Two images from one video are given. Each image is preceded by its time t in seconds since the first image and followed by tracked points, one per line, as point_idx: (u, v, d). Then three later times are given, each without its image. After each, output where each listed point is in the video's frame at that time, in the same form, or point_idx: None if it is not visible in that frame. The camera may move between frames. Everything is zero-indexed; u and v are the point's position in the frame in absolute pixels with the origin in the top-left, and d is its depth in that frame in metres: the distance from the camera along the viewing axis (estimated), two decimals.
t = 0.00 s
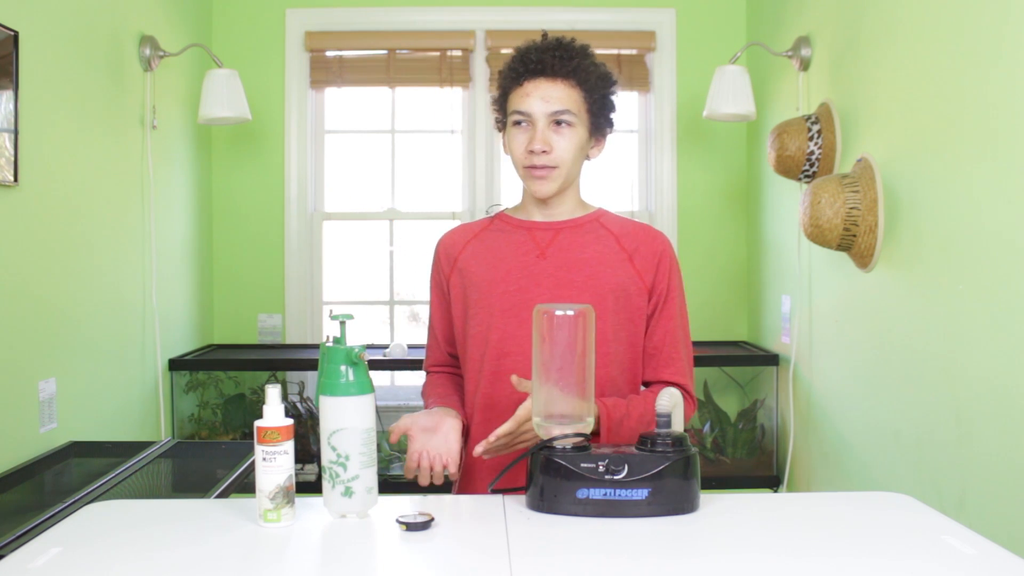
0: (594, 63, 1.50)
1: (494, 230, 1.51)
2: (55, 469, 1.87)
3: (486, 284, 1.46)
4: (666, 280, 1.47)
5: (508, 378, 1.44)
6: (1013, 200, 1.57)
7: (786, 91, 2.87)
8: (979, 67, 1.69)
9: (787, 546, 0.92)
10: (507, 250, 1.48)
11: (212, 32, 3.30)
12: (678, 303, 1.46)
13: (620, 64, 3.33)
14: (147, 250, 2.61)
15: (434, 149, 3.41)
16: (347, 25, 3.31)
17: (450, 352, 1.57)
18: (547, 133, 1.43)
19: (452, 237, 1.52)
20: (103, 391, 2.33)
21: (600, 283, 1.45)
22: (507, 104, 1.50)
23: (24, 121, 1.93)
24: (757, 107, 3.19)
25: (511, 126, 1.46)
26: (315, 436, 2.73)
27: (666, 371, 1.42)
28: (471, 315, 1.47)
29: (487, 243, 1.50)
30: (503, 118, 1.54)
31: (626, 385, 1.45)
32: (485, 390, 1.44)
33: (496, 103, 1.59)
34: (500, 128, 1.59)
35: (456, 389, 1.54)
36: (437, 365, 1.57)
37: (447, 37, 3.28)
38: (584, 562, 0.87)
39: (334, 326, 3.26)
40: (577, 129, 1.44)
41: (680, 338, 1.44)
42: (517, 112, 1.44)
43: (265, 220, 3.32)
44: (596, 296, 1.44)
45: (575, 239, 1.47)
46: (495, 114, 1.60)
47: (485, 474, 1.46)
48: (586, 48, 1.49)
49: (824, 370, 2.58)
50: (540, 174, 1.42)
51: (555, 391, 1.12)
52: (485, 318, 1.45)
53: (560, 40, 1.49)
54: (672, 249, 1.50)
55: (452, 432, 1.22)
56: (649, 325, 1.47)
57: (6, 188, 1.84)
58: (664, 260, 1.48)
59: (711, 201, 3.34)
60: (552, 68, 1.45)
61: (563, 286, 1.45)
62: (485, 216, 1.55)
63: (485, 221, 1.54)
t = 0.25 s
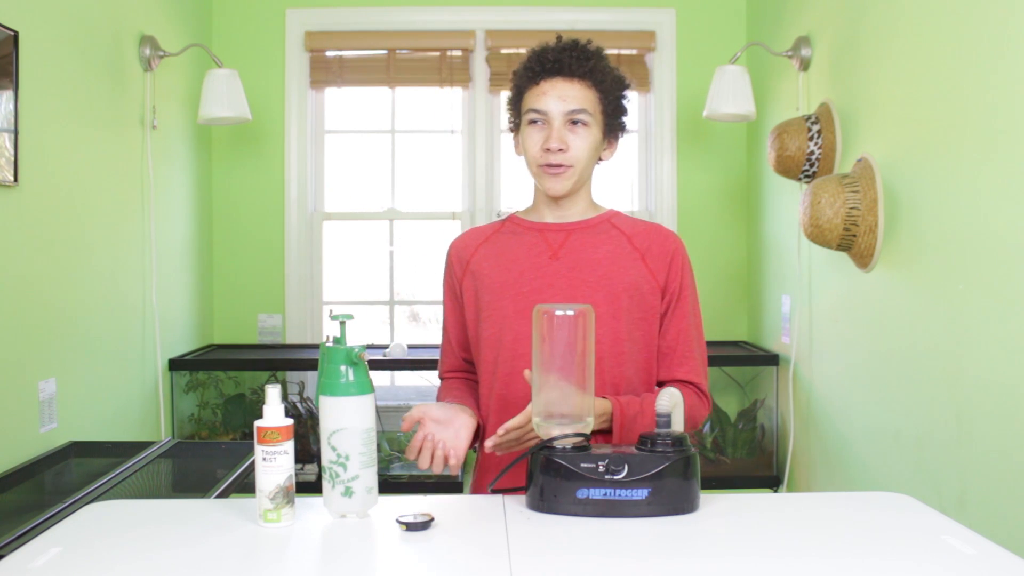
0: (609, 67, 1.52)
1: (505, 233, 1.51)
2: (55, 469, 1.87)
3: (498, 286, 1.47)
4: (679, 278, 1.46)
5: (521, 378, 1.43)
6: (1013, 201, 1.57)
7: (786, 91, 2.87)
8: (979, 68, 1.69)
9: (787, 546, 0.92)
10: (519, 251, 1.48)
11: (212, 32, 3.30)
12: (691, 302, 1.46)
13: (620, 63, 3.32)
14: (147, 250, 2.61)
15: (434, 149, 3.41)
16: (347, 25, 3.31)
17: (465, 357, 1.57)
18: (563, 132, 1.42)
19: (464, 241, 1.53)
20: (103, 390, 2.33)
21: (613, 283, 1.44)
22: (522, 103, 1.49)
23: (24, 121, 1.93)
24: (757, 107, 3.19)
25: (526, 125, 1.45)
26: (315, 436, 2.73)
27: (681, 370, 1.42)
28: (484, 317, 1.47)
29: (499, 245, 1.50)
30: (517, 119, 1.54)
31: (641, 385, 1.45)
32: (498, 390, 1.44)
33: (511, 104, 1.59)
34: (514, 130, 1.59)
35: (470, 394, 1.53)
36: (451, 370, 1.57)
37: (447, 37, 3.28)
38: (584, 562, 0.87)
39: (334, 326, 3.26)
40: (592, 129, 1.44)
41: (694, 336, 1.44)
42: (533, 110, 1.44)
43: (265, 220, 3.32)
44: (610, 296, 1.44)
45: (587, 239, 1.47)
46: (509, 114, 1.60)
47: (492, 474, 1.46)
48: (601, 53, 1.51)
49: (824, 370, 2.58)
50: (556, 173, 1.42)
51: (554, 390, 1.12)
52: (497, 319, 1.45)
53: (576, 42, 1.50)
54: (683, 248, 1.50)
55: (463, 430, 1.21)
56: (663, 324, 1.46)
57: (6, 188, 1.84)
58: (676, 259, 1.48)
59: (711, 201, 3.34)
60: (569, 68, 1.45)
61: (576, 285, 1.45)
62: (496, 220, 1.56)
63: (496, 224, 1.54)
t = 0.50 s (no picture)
0: (615, 67, 1.51)
1: (519, 236, 1.51)
2: (55, 469, 1.87)
3: (513, 289, 1.47)
4: (694, 277, 1.46)
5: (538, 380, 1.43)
6: (1013, 200, 1.57)
7: (786, 91, 2.87)
8: (979, 68, 1.69)
9: (787, 546, 0.92)
10: (533, 254, 1.48)
11: (212, 32, 3.30)
12: (706, 300, 1.46)
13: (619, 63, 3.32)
14: (147, 250, 2.61)
15: (434, 149, 3.41)
16: (347, 25, 3.31)
17: (482, 361, 1.57)
18: (569, 135, 1.42)
19: (478, 245, 1.53)
20: (103, 391, 2.33)
21: (628, 284, 1.44)
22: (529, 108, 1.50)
23: (24, 121, 1.93)
24: (757, 107, 3.19)
25: (533, 129, 1.45)
26: (315, 436, 2.73)
27: (698, 369, 1.41)
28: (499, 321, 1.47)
29: (512, 249, 1.50)
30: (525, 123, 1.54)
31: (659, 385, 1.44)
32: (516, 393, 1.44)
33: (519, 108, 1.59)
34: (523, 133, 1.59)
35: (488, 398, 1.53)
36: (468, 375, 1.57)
37: (446, 37, 3.28)
38: (583, 562, 0.87)
39: (334, 326, 3.26)
40: (599, 131, 1.43)
41: (711, 334, 1.43)
42: (539, 114, 1.44)
43: (265, 220, 3.33)
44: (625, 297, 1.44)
45: (600, 241, 1.47)
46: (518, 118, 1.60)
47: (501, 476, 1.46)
48: (605, 53, 1.50)
49: (824, 370, 2.58)
50: (564, 177, 1.42)
51: (554, 390, 1.13)
52: (512, 322, 1.45)
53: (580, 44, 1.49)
54: (698, 246, 1.49)
55: (480, 430, 1.23)
56: (679, 323, 1.46)
57: (6, 188, 1.84)
58: (690, 257, 1.47)
59: (711, 201, 3.34)
60: (574, 71, 1.45)
61: (591, 287, 1.45)
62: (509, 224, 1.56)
63: (509, 228, 1.54)
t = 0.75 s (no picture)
0: (608, 66, 1.49)
1: (530, 237, 1.52)
2: (54, 469, 1.87)
3: (524, 289, 1.48)
4: (705, 278, 1.46)
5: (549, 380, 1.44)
6: (1013, 200, 1.57)
7: (786, 91, 2.87)
8: (979, 68, 1.69)
9: (787, 546, 0.92)
10: (544, 255, 1.49)
11: (212, 32, 3.30)
12: (717, 300, 1.46)
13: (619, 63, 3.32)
14: (147, 249, 2.61)
15: (434, 149, 3.41)
16: (347, 25, 3.31)
17: (495, 360, 1.57)
18: (567, 143, 1.42)
19: (490, 247, 1.54)
20: (103, 391, 2.33)
21: (639, 285, 1.45)
22: (528, 118, 1.50)
23: (24, 121, 1.93)
24: (757, 107, 3.19)
25: (534, 141, 1.46)
26: (315, 436, 2.73)
27: (710, 370, 1.43)
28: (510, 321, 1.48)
29: (524, 250, 1.51)
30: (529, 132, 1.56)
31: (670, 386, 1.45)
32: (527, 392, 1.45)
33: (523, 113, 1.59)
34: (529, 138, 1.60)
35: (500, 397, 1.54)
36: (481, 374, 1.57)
37: (446, 37, 3.28)
38: (583, 562, 0.87)
39: (334, 326, 3.26)
40: (598, 135, 1.43)
41: (722, 336, 1.44)
42: (536, 126, 1.44)
43: (265, 220, 3.32)
44: (636, 298, 1.44)
45: (611, 242, 1.48)
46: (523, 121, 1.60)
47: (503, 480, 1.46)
48: (597, 54, 1.48)
49: (824, 370, 2.58)
50: (568, 185, 1.43)
51: (555, 392, 1.12)
52: (523, 323, 1.46)
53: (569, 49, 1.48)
54: (709, 247, 1.49)
55: (494, 430, 1.22)
56: (690, 324, 1.46)
57: (6, 188, 1.84)
58: (702, 258, 1.47)
59: (711, 201, 3.34)
60: (564, 79, 1.44)
61: (602, 288, 1.46)
62: (521, 224, 1.57)
63: (521, 228, 1.55)
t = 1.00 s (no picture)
0: (600, 69, 1.48)
1: (526, 237, 1.52)
2: (54, 469, 1.87)
3: (519, 289, 1.47)
4: (699, 284, 1.47)
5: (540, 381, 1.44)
6: (1013, 201, 1.57)
7: (786, 91, 2.87)
8: (979, 68, 1.69)
9: (787, 546, 0.92)
10: (540, 255, 1.49)
11: (212, 32, 3.30)
12: (712, 307, 1.46)
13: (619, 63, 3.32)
14: (147, 249, 2.61)
15: (434, 149, 3.41)
16: (347, 25, 3.31)
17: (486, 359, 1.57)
18: (563, 148, 1.41)
19: (485, 244, 1.53)
20: (103, 391, 2.33)
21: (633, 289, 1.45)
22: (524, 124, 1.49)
23: (24, 122, 1.93)
24: (757, 107, 3.19)
25: (530, 147, 1.46)
26: (315, 436, 2.73)
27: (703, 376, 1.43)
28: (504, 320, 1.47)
29: (520, 249, 1.51)
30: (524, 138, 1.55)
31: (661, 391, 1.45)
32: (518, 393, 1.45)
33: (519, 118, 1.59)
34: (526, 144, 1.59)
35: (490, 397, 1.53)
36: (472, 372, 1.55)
37: (447, 37, 3.28)
38: (583, 562, 0.87)
39: (334, 326, 3.26)
40: (593, 138, 1.42)
41: (715, 343, 1.44)
42: (530, 132, 1.44)
43: (265, 219, 3.32)
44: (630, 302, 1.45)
45: (608, 245, 1.48)
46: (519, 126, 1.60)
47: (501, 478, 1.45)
48: (589, 57, 1.48)
49: (824, 370, 2.58)
50: (566, 190, 1.42)
51: (555, 392, 1.12)
52: (517, 323, 1.46)
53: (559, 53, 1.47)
54: (705, 254, 1.50)
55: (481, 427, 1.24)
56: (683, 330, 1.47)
57: (6, 188, 1.84)
58: (697, 265, 1.48)
59: (711, 201, 3.34)
60: (557, 83, 1.43)
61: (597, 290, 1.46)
62: (517, 223, 1.56)
63: (517, 227, 1.55)
